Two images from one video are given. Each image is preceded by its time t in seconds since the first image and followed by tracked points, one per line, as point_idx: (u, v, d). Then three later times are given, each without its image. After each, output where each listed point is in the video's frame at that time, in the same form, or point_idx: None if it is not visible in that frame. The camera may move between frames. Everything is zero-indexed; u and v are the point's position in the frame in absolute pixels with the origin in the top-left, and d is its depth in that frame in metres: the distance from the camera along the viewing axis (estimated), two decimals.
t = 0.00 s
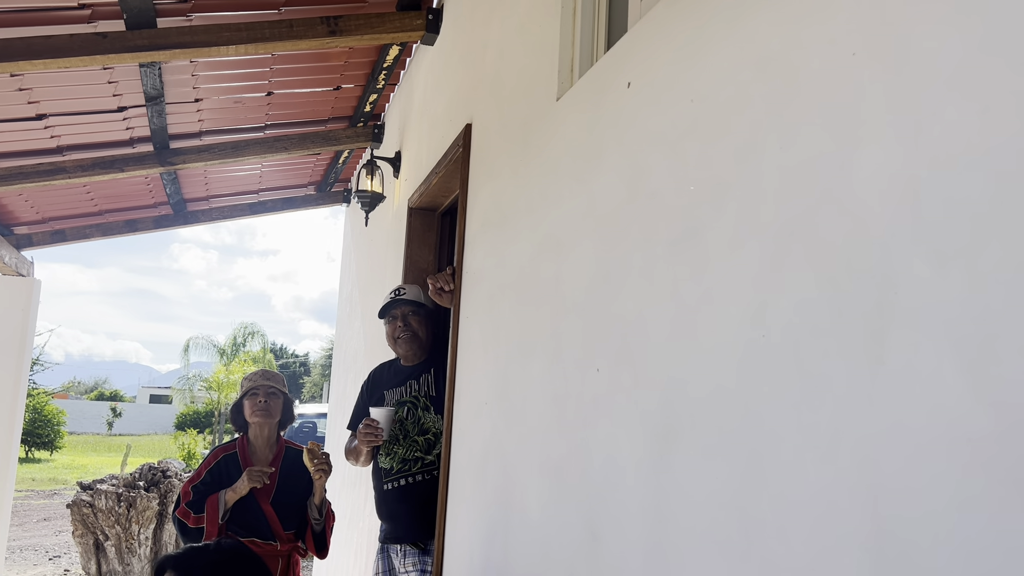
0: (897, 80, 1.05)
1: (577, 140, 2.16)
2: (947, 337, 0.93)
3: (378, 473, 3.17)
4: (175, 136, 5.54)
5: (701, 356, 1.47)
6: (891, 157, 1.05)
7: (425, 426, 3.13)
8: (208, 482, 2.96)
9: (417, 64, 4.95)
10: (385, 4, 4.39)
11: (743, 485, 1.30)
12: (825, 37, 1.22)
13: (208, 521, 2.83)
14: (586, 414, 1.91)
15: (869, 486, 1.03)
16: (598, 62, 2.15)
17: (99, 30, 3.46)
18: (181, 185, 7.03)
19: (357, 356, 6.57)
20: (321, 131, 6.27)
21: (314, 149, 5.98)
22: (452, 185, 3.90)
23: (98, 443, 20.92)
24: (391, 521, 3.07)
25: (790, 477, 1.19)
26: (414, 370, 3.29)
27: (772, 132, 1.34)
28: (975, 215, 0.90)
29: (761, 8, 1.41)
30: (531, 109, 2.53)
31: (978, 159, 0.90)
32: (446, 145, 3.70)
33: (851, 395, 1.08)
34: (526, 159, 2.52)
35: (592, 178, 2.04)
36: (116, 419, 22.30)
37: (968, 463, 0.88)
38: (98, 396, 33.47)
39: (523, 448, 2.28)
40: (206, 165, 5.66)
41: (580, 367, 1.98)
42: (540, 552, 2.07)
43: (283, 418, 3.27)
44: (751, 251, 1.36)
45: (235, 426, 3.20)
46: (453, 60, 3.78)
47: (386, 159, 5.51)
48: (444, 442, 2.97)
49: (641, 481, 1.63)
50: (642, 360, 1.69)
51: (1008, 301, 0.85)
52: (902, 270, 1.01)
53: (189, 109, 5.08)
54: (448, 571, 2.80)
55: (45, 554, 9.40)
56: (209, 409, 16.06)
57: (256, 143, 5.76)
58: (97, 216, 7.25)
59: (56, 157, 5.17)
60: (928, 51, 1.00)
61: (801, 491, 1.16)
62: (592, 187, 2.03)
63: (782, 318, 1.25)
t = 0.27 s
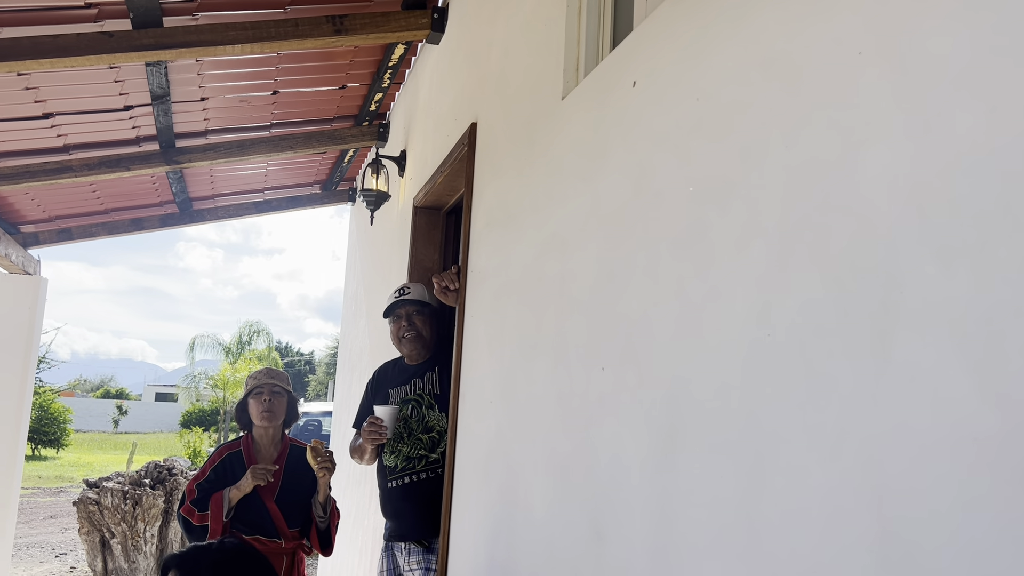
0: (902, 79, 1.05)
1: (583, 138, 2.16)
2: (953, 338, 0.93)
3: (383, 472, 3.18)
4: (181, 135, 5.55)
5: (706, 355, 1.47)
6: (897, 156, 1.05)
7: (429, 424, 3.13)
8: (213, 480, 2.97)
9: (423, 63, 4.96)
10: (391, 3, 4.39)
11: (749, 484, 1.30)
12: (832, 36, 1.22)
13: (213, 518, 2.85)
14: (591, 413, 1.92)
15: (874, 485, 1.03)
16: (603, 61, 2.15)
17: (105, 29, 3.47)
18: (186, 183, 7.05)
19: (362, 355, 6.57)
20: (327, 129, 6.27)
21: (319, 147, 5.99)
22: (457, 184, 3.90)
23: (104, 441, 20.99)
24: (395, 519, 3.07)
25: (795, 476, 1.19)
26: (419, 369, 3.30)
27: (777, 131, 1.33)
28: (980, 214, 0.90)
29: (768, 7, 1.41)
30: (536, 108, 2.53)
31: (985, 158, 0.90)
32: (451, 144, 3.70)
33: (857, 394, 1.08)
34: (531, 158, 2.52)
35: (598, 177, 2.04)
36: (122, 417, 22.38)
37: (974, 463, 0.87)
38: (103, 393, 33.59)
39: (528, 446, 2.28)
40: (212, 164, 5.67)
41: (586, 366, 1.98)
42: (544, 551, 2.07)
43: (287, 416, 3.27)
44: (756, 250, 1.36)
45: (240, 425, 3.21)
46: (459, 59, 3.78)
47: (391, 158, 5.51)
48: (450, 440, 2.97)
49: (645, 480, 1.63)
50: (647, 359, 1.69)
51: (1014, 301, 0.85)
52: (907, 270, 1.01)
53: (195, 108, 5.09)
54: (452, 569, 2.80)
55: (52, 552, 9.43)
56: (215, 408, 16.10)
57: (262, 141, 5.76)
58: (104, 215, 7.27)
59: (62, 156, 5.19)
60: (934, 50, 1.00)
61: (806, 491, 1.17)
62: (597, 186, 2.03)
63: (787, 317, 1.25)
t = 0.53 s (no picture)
0: (909, 81, 1.05)
1: (588, 139, 2.16)
2: (959, 340, 0.93)
3: (388, 472, 3.18)
4: (188, 135, 5.56)
5: (711, 357, 1.47)
6: (902, 157, 1.05)
7: (434, 424, 3.13)
8: (218, 479, 2.98)
9: (429, 64, 4.96)
10: (398, 3, 4.40)
11: (754, 485, 1.30)
12: (838, 36, 1.21)
13: (217, 518, 2.86)
14: (596, 414, 1.92)
15: (879, 486, 1.03)
16: (609, 62, 2.15)
17: (113, 29, 3.48)
18: (193, 183, 7.07)
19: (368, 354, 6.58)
20: (334, 130, 6.28)
21: (326, 147, 6.01)
22: (463, 185, 3.91)
23: (111, 440, 21.07)
24: (401, 519, 3.07)
25: (800, 477, 1.19)
26: (424, 369, 3.30)
27: (783, 133, 1.33)
28: (986, 216, 0.90)
29: (773, 6, 1.41)
30: (543, 108, 2.53)
31: (991, 160, 0.90)
32: (457, 145, 3.70)
33: (862, 396, 1.08)
34: (537, 158, 2.52)
35: (603, 177, 2.04)
36: (128, 416, 22.47)
37: (980, 465, 0.87)
38: (111, 392, 33.74)
39: (533, 447, 2.28)
40: (219, 164, 5.69)
41: (591, 366, 1.98)
42: (550, 551, 2.07)
43: (292, 416, 3.27)
44: (761, 252, 1.36)
45: (245, 424, 3.21)
46: (465, 60, 3.78)
47: (397, 158, 5.52)
48: (455, 440, 2.97)
49: (651, 480, 1.63)
50: (652, 360, 1.69)
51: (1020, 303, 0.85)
52: (913, 272, 1.01)
53: (202, 108, 5.10)
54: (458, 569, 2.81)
55: (59, 550, 9.47)
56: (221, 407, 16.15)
57: (268, 141, 5.77)
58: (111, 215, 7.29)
59: (70, 156, 5.20)
60: (940, 52, 0.99)
61: (811, 492, 1.16)
62: (603, 186, 2.03)
63: (793, 317, 1.25)
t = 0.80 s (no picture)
0: (919, 83, 1.04)
1: (598, 141, 2.16)
2: (968, 343, 0.92)
3: (397, 472, 3.19)
4: (199, 135, 5.59)
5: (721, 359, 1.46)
6: (911, 159, 1.04)
7: (443, 424, 3.14)
8: (228, 478, 3.00)
9: (439, 65, 4.98)
10: (408, 5, 4.41)
11: (763, 487, 1.30)
12: (848, 37, 1.21)
13: (227, 517, 2.87)
14: (605, 415, 1.92)
15: (888, 489, 1.03)
16: (618, 63, 2.15)
17: (126, 31, 3.51)
18: (205, 184, 7.11)
19: (377, 354, 6.59)
20: (344, 131, 6.30)
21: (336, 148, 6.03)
22: (473, 186, 3.91)
23: (122, 439, 21.20)
24: (410, 519, 3.08)
25: (810, 480, 1.19)
26: (433, 370, 3.31)
27: (792, 135, 1.33)
28: (997, 219, 0.90)
29: (782, 8, 1.41)
30: (552, 110, 2.53)
31: (1002, 162, 0.90)
32: (467, 146, 3.71)
33: (871, 399, 1.08)
34: (546, 160, 2.53)
35: (613, 179, 2.04)
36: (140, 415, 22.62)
37: (990, 469, 0.87)
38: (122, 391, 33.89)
39: (542, 448, 2.28)
40: (230, 164, 5.72)
41: (600, 368, 1.98)
42: (558, 552, 2.07)
43: (302, 415, 3.29)
44: (771, 254, 1.35)
45: (255, 424, 3.23)
46: (475, 61, 3.79)
47: (407, 159, 5.53)
48: (464, 440, 2.98)
49: (659, 482, 1.62)
50: (661, 362, 1.69)
51: None
52: (922, 274, 1.00)
53: (213, 109, 5.12)
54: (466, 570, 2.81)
55: (71, 548, 9.52)
56: (231, 406, 16.22)
57: (279, 142, 5.80)
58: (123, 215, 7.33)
59: (82, 157, 5.24)
60: (950, 54, 0.99)
61: (820, 495, 1.16)
62: (613, 188, 2.03)
63: (802, 320, 1.25)
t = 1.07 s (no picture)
0: (933, 82, 1.04)
1: (610, 140, 2.16)
2: (983, 344, 0.91)
3: (410, 471, 3.19)
4: (214, 136, 5.62)
5: (734, 360, 1.46)
6: (925, 159, 1.04)
7: (456, 424, 3.14)
8: (243, 477, 3.01)
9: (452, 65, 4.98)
10: (420, 5, 4.42)
11: (776, 488, 1.29)
12: (862, 36, 1.20)
13: (242, 516, 2.89)
14: (618, 414, 1.91)
15: (900, 490, 1.02)
16: (631, 63, 2.15)
17: (140, 32, 3.53)
18: (219, 184, 7.14)
19: (390, 354, 6.61)
20: (357, 131, 6.31)
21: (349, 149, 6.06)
22: (485, 185, 3.92)
23: (137, 438, 21.36)
24: (423, 519, 3.10)
25: (823, 481, 1.18)
26: (445, 370, 3.31)
27: (806, 135, 1.32)
28: (1010, 218, 0.89)
29: (796, 7, 1.40)
30: (564, 110, 2.53)
31: (1017, 162, 0.89)
32: (479, 146, 3.72)
33: (883, 399, 1.07)
34: (558, 160, 2.53)
35: (625, 179, 2.04)
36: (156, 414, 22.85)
37: (1004, 471, 0.86)
38: (137, 390, 34.11)
39: (555, 448, 2.28)
40: (243, 165, 5.76)
41: (613, 367, 1.98)
42: (571, 552, 2.07)
43: (316, 415, 3.30)
44: (783, 254, 1.35)
45: (269, 423, 3.24)
46: (487, 62, 3.79)
47: (420, 159, 5.54)
48: (476, 440, 2.99)
49: (671, 483, 1.62)
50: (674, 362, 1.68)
51: None
52: (936, 274, 1.00)
53: (227, 110, 5.15)
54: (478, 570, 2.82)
55: (87, 546, 9.60)
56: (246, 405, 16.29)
57: (292, 142, 5.82)
58: (138, 215, 7.38)
59: (98, 157, 5.27)
60: (965, 53, 0.98)
61: (833, 496, 1.15)
62: (625, 188, 2.03)
63: (814, 320, 1.24)
